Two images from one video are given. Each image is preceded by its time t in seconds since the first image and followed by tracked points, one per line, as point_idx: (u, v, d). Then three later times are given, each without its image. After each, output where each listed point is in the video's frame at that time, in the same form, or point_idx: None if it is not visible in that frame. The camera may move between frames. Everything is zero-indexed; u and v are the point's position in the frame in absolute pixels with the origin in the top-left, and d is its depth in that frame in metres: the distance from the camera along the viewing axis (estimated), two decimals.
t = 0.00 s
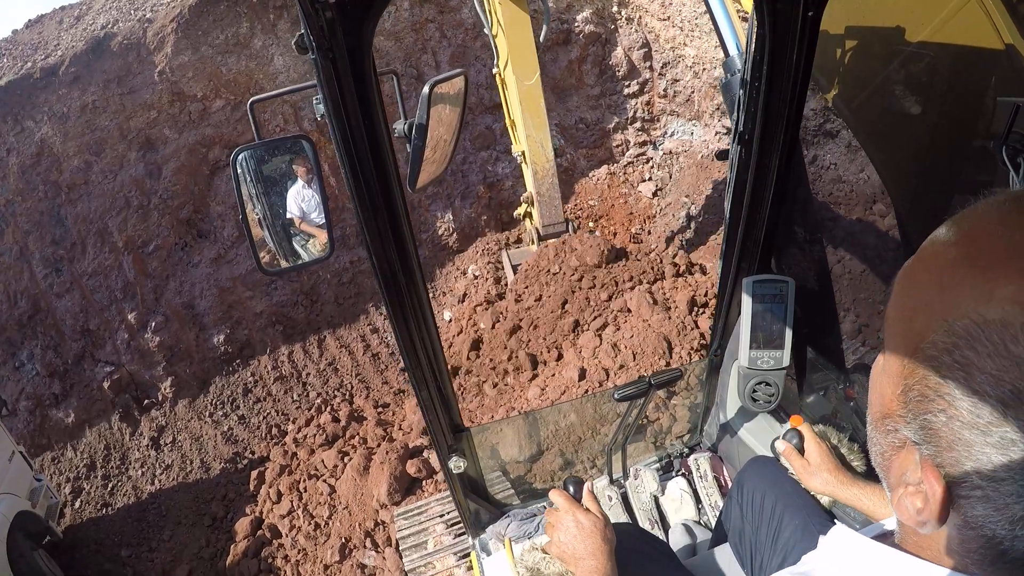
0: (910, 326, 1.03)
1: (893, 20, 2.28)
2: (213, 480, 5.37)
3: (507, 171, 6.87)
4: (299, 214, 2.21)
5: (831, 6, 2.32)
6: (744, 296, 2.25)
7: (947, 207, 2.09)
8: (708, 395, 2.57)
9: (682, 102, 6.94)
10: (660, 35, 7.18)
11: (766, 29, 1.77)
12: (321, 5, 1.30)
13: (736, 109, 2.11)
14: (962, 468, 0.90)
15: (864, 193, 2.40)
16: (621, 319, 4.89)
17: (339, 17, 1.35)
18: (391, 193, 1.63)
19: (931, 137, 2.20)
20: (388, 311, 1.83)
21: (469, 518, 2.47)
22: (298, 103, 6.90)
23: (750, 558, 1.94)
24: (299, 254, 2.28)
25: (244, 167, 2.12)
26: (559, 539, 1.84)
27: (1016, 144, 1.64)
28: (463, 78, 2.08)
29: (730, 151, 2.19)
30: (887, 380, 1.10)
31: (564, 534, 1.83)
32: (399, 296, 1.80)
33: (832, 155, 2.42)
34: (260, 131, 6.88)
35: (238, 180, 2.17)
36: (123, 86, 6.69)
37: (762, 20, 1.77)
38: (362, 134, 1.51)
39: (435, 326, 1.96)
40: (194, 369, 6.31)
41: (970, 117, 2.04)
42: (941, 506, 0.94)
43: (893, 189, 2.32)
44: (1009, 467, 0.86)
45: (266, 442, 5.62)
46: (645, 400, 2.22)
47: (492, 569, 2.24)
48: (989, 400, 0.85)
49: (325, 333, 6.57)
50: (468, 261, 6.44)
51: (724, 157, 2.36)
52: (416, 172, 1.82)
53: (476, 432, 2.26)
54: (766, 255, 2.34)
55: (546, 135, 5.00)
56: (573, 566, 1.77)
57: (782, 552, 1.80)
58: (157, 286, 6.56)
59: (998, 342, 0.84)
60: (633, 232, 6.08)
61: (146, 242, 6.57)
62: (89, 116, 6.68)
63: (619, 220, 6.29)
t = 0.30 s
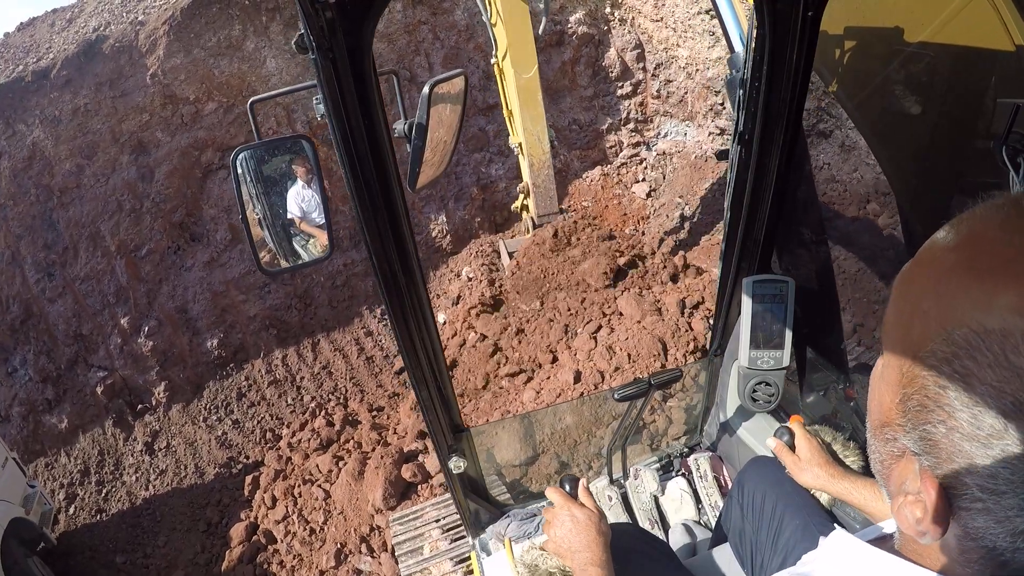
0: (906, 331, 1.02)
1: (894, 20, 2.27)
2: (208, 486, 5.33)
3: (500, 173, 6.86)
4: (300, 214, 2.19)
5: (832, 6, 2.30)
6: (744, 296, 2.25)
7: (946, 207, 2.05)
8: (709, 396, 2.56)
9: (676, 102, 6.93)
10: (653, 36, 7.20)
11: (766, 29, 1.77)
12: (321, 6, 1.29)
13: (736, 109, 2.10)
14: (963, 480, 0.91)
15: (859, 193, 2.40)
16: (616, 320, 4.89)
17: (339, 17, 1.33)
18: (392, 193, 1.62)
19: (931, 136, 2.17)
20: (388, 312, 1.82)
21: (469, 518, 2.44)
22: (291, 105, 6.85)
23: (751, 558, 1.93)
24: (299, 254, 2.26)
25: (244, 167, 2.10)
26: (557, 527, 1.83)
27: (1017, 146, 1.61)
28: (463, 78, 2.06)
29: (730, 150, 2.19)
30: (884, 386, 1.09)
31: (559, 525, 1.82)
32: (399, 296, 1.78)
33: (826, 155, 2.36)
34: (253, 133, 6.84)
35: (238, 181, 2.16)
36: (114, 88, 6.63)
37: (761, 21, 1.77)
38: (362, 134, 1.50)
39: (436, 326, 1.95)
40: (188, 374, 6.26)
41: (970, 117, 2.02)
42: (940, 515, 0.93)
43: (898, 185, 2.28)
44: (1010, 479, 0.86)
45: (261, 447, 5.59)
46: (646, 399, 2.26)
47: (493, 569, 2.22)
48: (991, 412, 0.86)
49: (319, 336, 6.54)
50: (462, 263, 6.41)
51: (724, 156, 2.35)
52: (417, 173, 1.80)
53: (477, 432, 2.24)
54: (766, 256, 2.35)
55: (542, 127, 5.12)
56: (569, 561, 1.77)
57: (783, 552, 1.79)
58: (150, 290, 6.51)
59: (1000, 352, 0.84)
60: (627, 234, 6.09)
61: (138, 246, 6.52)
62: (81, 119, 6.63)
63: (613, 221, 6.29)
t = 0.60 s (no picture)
0: (899, 327, 1.02)
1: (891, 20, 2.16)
2: (202, 490, 5.29)
3: (494, 174, 6.83)
4: (298, 214, 2.15)
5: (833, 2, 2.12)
6: (744, 296, 2.25)
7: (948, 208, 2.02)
8: (709, 395, 2.55)
9: (669, 102, 6.94)
10: (646, 35, 7.20)
11: (766, 29, 1.76)
12: (321, 5, 1.27)
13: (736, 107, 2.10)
14: (955, 474, 0.90)
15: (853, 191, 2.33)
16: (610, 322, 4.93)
17: (340, 17, 1.31)
18: (392, 194, 1.60)
19: (931, 136, 2.11)
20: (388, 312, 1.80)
21: (469, 518, 2.42)
22: (283, 106, 6.81)
23: (751, 558, 1.93)
24: (299, 254, 2.24)
25: (244, 167, 2.08)
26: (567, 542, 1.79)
27: (1016, 146, 1.63)
28: (463, 78, 2.05)
29: (730, 150, 2.19)
30: (877, 381, 1.09)
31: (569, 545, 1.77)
32: (399, 296, 1.76)
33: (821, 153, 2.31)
34: (246, 134, 6.80)
35: (238, 181, 2.15)
36: (104, 90, 6.57)
37: (762, 20, 1.76)
38: (362, 134, 1.48)
39: (436, 327, 1.93)
40: (181, 377, 6.21)
41: (970, 117, 1.99)
42: (932, 512, 0.93)
43: (895, 184, 2.22)
44: (1003, 474, 0.85)
45: (255, 450, 5.55)
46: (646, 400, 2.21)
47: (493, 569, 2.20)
48: (985, 407, 0.85)
49: (312, 339, 6.51)
50: (456, 264, 6.39)
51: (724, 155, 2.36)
52: (417, 174, 1.78)
53: (477, 432, 2.22)
54: (766, 256, 2.36)
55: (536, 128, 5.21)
56: None
57: (783, 551, 1.79)
58: (143, 293, 6.46)
59: (993, 348, 0.83)
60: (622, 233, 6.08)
61: (131, 249, 6.47)
62: (72, 122, 6.57)
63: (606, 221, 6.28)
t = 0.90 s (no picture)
0: (893, 329, 1.00)
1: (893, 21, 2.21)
2: (198, 493, 5.26)
3: (490, 175, 6.81)
4: (296, 215, 2.15)
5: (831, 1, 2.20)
6: (744, 295, 2.23)
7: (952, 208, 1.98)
8: (709, 395, 2.53)
9: (664, 102, 6.94)
10: (642, 36, 7.20)
11: (766, 28, 1.75)
12: (321, 5, 1.25)
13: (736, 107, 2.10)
14: (952, 477, 0.89)
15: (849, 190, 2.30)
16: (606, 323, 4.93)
17: (340, 17, 1.30)
18: (392, 194, 1.59)
19: (932, 134, 2.09)
20: (388, 312, 1.79)
21: (469, 518, 2.41)
22: (278, 108, 6.79)
23: (750, 558, 1.92)
24: (299, 254, 2.22)
25: (244, 166, 2.06)
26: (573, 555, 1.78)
27: (1016, 146, 1.64)
28: (463, 78, 2.04)
29: (730, 149, 2.18)
30: (871, 383, 1.07)
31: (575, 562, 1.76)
32: (399, 296, 1.75)
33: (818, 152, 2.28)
34: (242, 136, 6.77)
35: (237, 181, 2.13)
36: (99, 92, 6.54)
37: (762, 20, 1.75)
38: (362, 134, 1.47)
39: (436, 327, 1.92)
40: (177, 380, 6.18)
41: (970, 117, 1.98)
42: (929, 514, 0.93)
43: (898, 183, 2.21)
44: (999, 478, 0.84)
45: (251, 454, 5.53)
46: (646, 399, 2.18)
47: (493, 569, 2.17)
48: (978, 407, 0.83)
49: (308, 341, 6.50)
50: (451, 266, 6.38)
51: (725, 154, 2.35)
52: (417, 174, 1.77)
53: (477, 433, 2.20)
54: (766, 255, 2.33)
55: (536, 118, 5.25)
56: None
57: (783, 551, 1.79)
58: (137, 296, 6.42)
59: (985, 349, 0.83)
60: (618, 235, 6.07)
61: (126, 251, 6.43)
62: (66, 124, 6.53)
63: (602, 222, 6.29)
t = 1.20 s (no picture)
0: (918, 327, 0.97)
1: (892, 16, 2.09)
2: (196, 496, 5.25)
3: (486, 176, 6.78)
4: (297, 214, 2.14)
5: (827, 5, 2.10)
6: (744, 296, 2.22)
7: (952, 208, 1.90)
8: (708, 395, 2.53)
9: (660, 103, 6.97)
10: (637, 37, 7.19)
11: (766, 28, 1.76)
12: (321, 5, 1.23)
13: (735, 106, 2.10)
14: (974, 481, 0.87)
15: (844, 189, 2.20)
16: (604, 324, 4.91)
17: (340, 17, 1.28)
18: (393, 194, 1.58)
19: (931, 137, 2.01)
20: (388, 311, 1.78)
21: (469, 518, 2.41)
22: (274, 110, 6.79)
23: (750, 558, 1.92)
24: (299, 255, 2.19)
25: (244, 167, 2.06)
26: (553, 558, 1.76)
27: (1016, 146, 1.63)
28: (463, 77, 2.03)
29: (730, 149, 2.19)
30: (889, 379, 1.06)
31: (556, 562, 1.74)
32: (399, 296, 1.74)
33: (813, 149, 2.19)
34: (237, 138, 6.75)
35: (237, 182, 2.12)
36: (94, 95, 6.56)
37: (762, 20, 1.75)
38: (362, 134, 1.46)
39: (436, 327, 1.91)
40: (174, 382, 6.15)
41: (970, 118, 1.88)
42: (947, 515, 0.91)
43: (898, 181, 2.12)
44: None
45: (248, 456, 5.51)
46: (646, 400, 2.18)
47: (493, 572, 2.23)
48: (1007, 411, 0.82)
49: (305, 342, 6.48)
50: (448, 267, 6.37)
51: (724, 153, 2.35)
52: (417, 174, 1.76)
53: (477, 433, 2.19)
54: (765, 256, 2.35)
55: (535, 99, 5.20)
56: None
57: (783, 550, 1.79)
58: (133, 298, 6.39)
59: (1019, 351, 0.79)
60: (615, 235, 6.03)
61: (121, 253, 6.42)
62: (61, 127, 6.53)
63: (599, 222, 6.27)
